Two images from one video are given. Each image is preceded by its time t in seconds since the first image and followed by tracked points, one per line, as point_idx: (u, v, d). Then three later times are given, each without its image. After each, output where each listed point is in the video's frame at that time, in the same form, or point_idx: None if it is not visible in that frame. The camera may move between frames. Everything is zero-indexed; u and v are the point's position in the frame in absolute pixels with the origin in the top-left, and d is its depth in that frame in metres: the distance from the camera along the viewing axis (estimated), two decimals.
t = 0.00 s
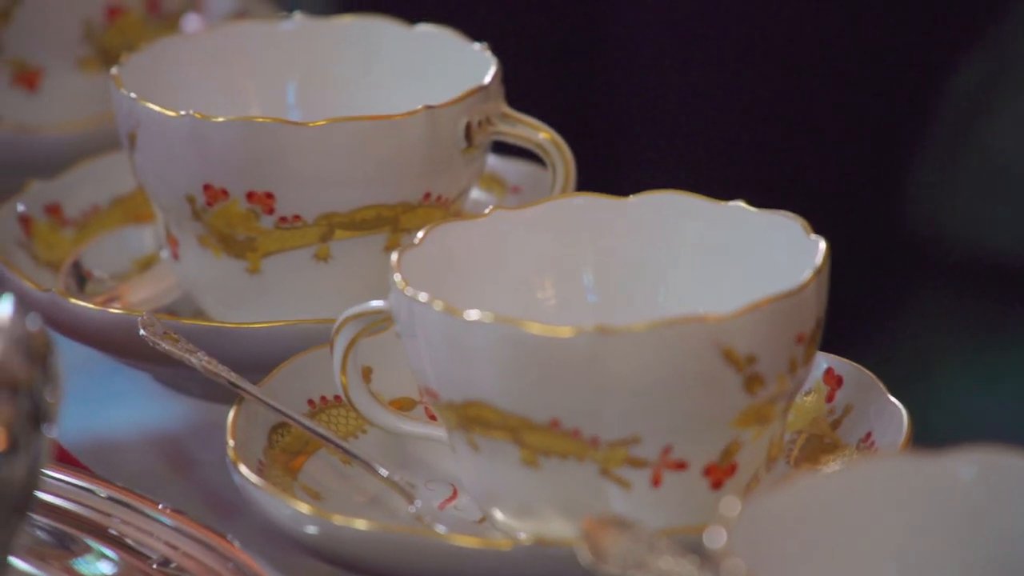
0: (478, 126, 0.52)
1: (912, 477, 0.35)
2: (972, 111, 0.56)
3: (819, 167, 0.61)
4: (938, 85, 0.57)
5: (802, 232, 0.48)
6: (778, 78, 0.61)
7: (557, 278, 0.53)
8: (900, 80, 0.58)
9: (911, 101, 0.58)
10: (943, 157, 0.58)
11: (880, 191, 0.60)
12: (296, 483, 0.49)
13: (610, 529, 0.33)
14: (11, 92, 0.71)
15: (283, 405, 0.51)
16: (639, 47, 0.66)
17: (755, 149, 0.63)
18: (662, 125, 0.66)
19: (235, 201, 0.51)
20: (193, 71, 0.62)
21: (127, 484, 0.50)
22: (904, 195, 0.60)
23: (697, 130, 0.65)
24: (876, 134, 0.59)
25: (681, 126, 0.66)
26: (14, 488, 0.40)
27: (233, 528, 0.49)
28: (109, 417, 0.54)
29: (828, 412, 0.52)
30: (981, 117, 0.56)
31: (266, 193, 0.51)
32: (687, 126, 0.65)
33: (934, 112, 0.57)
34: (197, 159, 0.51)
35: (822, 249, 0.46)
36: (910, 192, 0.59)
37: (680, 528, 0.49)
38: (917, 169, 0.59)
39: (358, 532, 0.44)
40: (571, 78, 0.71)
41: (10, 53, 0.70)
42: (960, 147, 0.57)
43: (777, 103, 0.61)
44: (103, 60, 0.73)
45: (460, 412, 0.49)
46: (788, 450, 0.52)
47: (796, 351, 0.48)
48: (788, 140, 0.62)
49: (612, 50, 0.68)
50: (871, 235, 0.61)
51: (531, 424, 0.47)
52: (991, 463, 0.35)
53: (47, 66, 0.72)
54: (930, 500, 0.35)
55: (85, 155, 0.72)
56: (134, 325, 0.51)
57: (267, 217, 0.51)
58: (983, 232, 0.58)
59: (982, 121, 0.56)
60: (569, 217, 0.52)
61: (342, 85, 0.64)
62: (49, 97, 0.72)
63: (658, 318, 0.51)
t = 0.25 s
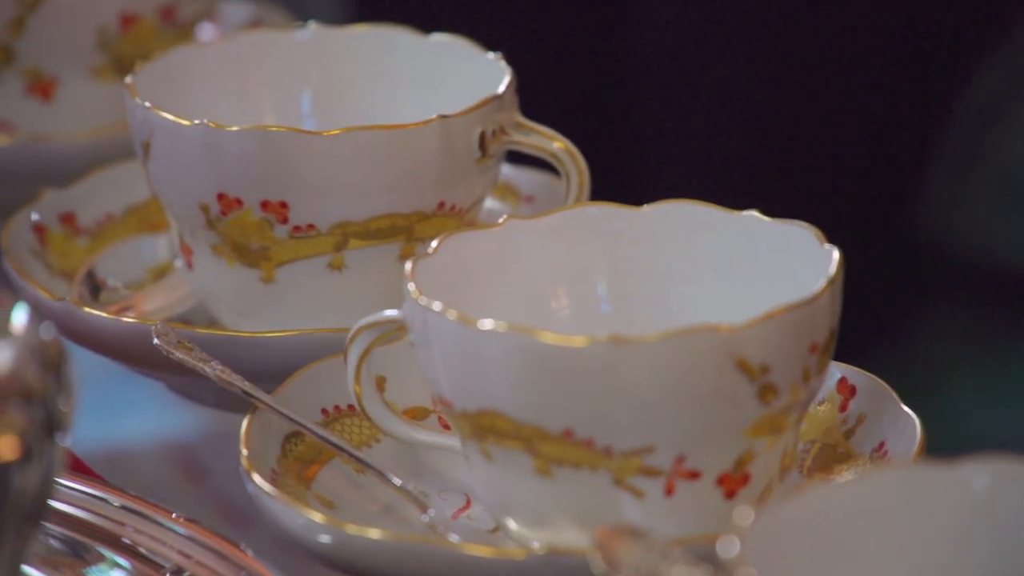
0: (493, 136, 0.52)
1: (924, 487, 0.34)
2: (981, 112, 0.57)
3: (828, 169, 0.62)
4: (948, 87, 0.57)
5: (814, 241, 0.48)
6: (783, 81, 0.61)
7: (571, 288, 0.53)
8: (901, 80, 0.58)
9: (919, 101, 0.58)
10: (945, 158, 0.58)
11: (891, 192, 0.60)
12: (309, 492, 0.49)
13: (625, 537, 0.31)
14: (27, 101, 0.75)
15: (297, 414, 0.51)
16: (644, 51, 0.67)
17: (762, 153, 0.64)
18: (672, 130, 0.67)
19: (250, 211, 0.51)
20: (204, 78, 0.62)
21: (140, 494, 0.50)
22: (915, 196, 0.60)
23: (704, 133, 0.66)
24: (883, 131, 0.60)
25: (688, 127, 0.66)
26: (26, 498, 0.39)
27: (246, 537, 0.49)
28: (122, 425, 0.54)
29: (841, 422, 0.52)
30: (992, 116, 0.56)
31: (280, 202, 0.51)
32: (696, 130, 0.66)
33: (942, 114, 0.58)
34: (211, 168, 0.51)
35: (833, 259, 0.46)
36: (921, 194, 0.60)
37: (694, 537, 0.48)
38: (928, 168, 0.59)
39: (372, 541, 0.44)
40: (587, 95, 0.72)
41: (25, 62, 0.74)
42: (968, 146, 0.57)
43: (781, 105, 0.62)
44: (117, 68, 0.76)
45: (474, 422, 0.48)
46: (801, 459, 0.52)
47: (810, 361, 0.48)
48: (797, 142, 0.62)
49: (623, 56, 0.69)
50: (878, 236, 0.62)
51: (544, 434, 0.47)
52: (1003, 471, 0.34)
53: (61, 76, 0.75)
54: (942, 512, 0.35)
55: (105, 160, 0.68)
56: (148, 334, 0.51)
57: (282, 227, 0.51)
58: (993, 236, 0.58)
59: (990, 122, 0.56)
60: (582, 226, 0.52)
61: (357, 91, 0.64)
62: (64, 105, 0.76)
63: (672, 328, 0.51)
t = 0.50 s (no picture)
0: (497, 148, 0.52)
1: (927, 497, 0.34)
2: (990, 115, 0.63)
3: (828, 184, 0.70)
4: (965, 92, 0.63)
5: (818, 252, 0.48)
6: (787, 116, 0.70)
7: (575, 301, 0.53)
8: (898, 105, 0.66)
9: (921, 118, 0.65)
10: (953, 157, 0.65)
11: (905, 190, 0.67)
12: (314, 505, 0.49)
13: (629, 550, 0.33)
14: (32, 113, 0.69)
15: (301, 427, 0.51)
16: (668, 80, 0.77)
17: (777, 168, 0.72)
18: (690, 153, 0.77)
19: (255, 223, 0.51)
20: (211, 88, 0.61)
21: (146, 506, 0.49)
22: (931, 185, 0.66)
23: (722, 151, 0.74)
24: (887, 139, 0.67)
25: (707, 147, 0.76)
26: (32, 509, 0.41)
27: (250, 550, 0.49)
28: (127, 439, 0.53)
29: (845, 434, 0.52)
30: (1000, 125, 0.62)
31: (285, 215, 0.51)
32: (710, 147, 0.75)
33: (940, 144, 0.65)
34: (216, 181, 0.51)
35: (838, 271, 0.47)
36: (925, 198, 0.66)
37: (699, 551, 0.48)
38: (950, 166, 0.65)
39: (377, 555, 0.44)
40: (613, 124, 0.83)
41: (30, 73, 0.68)
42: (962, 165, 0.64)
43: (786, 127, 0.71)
44: (123, 81, 0.71)
45: (478, 434, 0.48)
46: (805, 472, 0.51)
47: (814, 373, 0.47)
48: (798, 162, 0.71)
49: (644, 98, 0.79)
50: (868, 243, 0.69)
51: (548, 447, 0.46)
52: (1009, 485, 0.34)
53: (67, 87, 0.69)
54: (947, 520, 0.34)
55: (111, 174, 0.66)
56: (152, 346, 0.51)
57: (286, 239, 0.51)
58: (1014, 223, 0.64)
59: (1000, 129, 0.62)
60: (587, 239, 0.52)
61: (359, 104, 0.64)
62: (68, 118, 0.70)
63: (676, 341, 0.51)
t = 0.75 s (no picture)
0: (509, 162, 0.52)
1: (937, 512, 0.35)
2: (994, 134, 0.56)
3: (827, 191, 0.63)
4: (971, 104, 0.56)
5: (829, 267, 0.48)
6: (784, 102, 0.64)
7: (586, 315, 0.53)
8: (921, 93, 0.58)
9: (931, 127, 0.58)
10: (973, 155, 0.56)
11: (911, 200, 0.60)
12: (326, 520, 0.49)
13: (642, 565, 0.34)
14: (44, 127, 0.70)
15: (312, 441, 0.51)
16: (660, 85, 0.70)
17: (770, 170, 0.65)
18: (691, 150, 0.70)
19: (266, 238, 0.51)
20: (220, 102, 0.61)
21: (156, 520, 0.49)
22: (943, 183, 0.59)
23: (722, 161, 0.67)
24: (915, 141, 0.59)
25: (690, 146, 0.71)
26: (45, 520, 0.42)
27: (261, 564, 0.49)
28: (137, 455, 0.53)
29: (856, 449, 0.52)
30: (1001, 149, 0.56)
31: (296, 229, 0.51)
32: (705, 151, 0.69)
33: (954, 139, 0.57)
34: (228, 195, 0.51)
35: (849, 285, 0.47)
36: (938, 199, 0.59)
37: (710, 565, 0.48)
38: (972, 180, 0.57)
39: (388, 569, 0.44)
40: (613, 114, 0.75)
41: (41, 87, 0.69)
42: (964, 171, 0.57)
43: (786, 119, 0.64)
44: (134, 96, 0.71)
45: (490, 448, 0.47)
46: (816, 487, 0.51)
47: (825, 388, 0.47)
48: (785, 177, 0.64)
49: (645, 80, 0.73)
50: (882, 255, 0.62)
51: (559, 461, 0.46)
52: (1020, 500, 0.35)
53: (77, 101, 0.70)
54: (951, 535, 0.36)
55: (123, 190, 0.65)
56: (163, 360, 0.51)
57: (298, 254, 0.51)
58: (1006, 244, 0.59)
59: (1003, 150, 0.56)
60: (597, 254, 0.52)
61: (369, 118, 0.64)
62: (78, 131, 0.71)
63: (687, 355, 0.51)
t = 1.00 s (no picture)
0: (516, 177, 0.52)
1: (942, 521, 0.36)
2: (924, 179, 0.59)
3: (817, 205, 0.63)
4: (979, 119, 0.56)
5: (837, 283, 0.48)
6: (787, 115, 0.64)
7: (594, 331, 0.53)
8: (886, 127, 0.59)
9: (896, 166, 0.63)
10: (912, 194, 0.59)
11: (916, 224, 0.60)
12: (334, 534, 0.49)
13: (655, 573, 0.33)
14: (52, 141, 0.72)
15: (319, 456, 0.51)
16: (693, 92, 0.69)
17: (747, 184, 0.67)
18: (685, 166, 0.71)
19: (274, 253, 0.51)
20: (227, 115, 0.61)
21: (163, 535, 0.49)
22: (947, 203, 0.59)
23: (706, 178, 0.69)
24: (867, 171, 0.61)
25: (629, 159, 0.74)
26: (51, 536, 0.42)
27: None
28: (141, 470, 0.52)
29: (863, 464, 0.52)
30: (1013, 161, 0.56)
31: (304, 243, 0.51)
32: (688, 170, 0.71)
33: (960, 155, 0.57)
34: (235, 210, 0.51)
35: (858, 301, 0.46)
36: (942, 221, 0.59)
37: None
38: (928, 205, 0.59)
39: None
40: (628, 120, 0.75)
41: (49, 103, 0.71)
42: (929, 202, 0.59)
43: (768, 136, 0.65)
44: (140, 110, 0.73)
45: (497, 463, 0.47)
46: (824, 502, 0.51)
47: (832, 404, 0.47)
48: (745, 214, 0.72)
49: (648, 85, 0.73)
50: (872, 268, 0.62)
51: (567, 476, 0.45)
52: None
53: (85, 116, 0.72)
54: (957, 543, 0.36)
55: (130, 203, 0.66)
56: (171, 374, 0.51)
57: (306, 269, 0.51)
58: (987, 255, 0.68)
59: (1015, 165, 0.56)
60: (606, 268, 0.52)
61: (379, 133, 0.64)
62: (90, 146, 0.73)
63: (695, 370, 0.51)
